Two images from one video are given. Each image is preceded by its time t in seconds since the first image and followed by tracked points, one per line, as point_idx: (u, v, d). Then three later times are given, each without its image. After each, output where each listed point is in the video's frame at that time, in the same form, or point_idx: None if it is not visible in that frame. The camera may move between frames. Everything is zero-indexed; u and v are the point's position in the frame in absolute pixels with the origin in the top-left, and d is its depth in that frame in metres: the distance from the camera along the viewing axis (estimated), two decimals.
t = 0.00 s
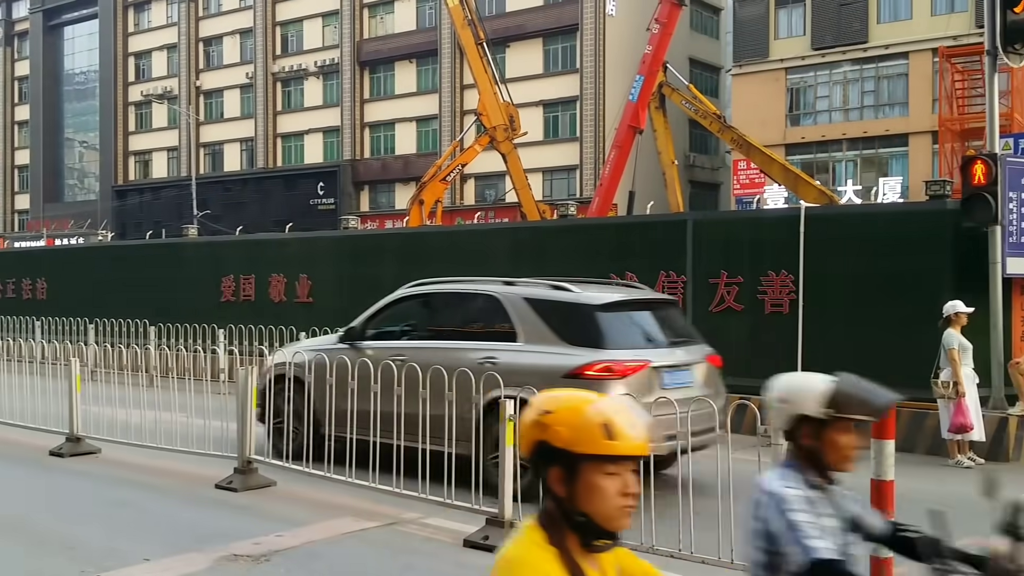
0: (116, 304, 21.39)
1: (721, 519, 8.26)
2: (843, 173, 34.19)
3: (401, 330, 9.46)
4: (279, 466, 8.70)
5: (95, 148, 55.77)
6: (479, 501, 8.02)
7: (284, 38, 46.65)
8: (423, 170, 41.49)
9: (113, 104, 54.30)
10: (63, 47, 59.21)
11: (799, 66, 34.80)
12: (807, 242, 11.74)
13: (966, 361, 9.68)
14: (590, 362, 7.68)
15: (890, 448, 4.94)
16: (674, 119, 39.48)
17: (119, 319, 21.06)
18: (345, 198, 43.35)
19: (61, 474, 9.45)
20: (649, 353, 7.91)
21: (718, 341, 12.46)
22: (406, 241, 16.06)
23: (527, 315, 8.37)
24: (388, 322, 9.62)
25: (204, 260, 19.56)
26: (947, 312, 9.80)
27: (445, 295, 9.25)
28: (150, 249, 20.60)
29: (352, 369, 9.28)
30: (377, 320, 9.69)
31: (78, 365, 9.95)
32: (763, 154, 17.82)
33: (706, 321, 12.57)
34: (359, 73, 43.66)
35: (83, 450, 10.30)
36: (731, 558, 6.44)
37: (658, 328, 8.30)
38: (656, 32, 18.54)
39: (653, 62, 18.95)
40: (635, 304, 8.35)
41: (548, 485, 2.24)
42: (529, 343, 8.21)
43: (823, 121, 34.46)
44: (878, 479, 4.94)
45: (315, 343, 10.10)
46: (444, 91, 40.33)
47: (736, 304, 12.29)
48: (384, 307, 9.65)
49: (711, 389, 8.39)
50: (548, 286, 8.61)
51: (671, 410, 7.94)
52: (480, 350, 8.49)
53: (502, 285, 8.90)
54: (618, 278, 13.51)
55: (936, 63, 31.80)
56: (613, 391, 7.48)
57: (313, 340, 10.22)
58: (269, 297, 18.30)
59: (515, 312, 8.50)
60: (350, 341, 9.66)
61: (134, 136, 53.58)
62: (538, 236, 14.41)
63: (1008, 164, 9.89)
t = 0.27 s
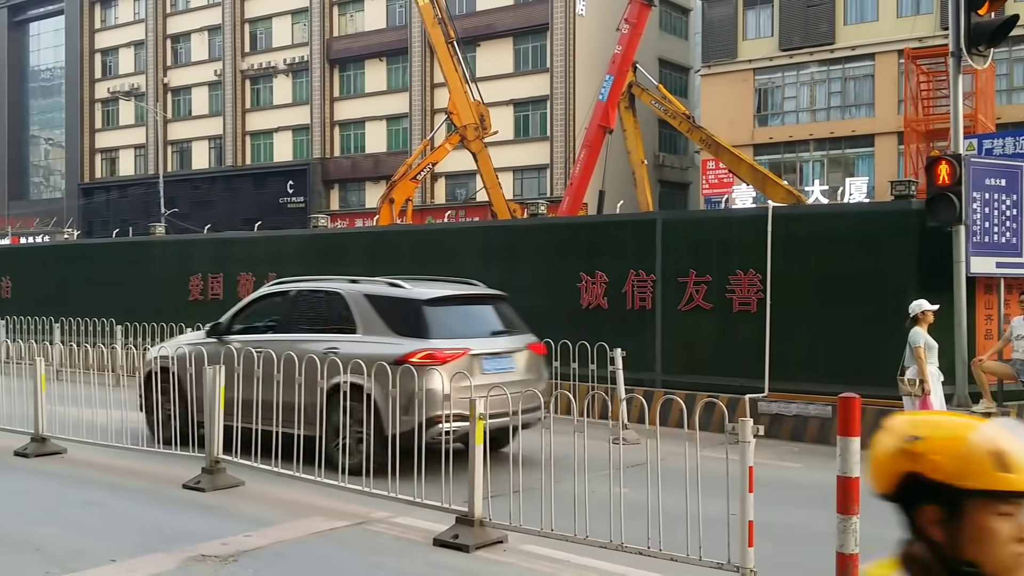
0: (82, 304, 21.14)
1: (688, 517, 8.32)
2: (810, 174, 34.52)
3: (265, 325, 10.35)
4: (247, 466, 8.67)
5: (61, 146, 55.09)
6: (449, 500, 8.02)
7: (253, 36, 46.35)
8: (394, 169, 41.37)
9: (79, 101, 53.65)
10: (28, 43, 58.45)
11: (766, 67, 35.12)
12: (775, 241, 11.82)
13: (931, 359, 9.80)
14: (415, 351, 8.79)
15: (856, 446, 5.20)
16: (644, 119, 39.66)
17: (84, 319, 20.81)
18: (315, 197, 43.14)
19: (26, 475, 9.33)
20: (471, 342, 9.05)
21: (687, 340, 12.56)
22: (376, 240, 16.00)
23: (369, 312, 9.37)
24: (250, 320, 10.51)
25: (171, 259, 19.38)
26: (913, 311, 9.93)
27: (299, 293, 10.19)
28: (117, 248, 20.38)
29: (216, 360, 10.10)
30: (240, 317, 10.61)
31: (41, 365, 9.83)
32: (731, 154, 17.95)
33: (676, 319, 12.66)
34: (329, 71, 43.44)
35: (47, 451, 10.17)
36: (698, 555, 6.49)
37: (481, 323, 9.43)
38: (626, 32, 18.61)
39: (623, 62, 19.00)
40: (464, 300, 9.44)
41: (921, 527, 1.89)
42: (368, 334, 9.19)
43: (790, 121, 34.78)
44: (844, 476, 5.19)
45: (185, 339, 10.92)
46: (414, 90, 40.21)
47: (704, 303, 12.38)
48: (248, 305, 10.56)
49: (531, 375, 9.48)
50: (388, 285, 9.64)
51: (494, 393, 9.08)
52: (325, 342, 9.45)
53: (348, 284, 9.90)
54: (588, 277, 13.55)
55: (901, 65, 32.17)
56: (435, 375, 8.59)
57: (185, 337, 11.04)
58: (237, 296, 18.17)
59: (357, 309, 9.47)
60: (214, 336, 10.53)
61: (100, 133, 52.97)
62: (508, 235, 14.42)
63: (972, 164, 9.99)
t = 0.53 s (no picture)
0: (52, 306, 20.93)
1: (662, 517, 8.38)
2: (781, 176, 34.84)
3: (146, 322, 11.11)
4: (221, 467, 8.65)
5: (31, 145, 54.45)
6: (424, 502, 8.04)
7: (225, 35, 46.06)
8: (368, 169, 41.24)
9: (49, 101, 53.05)
10: None
11: (739, 69, 35.37)
12: (747, 242, 11.91)
13: (901, 360, 9.92)
14: (268, 346, 9.66)
15: (827, 446, 5.24)
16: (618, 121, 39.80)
17: (54, 321, 20.61)
18: (289, 197, 42.94)
19: None
20: (323, 338, 9.95)
21: (660, 341, 12.62)
22: (349, 240, 15.97)
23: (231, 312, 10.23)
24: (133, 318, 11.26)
25: (143, 261, 19.25)
26: (885, 312, 10.05)
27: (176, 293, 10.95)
28: (87, 249, 20.21)
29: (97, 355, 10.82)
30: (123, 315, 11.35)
31: (12, 367, 9.71)
32: (704, 156, 18.07)
33: (649, 320, 12.72)
34: (303, 71, 43.23)
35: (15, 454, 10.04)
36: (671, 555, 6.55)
37: (336, 320, 10.35)
38: (600, 34, 18.68)
39: (597, 64, 19.06)
40: (318, 300, 10.36)
41: None
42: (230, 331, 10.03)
43: (762, 124, 35.06)
44: (816, 476, 5.24)
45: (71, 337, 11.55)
46: (389, 90, 40.14)
47: (677, 303, 12.45)
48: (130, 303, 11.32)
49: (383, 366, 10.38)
50: (250, 285, 10.50)
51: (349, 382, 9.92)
52: (191, 338, 10.28)
53: (215, 285, 10.74)
54: (561, 278, 13.59)
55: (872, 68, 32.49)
56: (286, 366, 9.44)
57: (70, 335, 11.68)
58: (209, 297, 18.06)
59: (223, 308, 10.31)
60: (97, 333, 11.24)
61: (71, 133, 52.40)
62: (481, 235, 14.44)
63: (941, 167, 10.12)
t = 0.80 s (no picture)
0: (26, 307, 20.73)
1: (641, 516, 8.42)
2: (758, 177, 35.05)
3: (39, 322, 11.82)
4: (198, 470, 8.59)
5: (5, 144, 53.88)
6: (403, 503, 8.03)
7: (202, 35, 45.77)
8: (346, 170, 41.12)
9: (23, 100, 52.52)
10: None
11: (716, 71, 35.54)
12: (724, 244, 11.98)
13: (877, 361, 9.99)
14: (141, 342, 10.42)
15: (804, 446, 5.28)
16: (596, 122, 39.90)
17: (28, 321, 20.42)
18: (266, 197, 42.75)
19: None
20: (195, 334, 10.74)
21: (638, 341, 12.67)
22: (328, 241, 15.93)
23: (113, 313, 10.92)
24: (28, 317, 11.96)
25: (119, 261, 19.10)
26: (861, 312, 10.12)
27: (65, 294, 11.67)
28: (61, 249, 20.02)
29: None
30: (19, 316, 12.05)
31: None
32: (682, 157, 18.14)
33: (627, 321, 12.76)
34: (280, 71, 43.04)
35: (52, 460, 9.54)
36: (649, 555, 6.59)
37: (210, 317, 11.15)
38: (577, 35, 18.71)
39: (575, 65, 19.09)
40: (193, 299, 11.15)
41: None
42: (111, 328, 10.79)
43: (739, 125, 35.24)
44: (793, 475, 5.27)
45: None
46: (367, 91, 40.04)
47: (655, 304, 12.49)
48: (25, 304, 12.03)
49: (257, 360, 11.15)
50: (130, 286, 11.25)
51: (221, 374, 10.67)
52: (74, 336, 11.02)
53: (98, 287, 11.49)
54: (540, 279, 13.60)
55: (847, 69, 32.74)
56: (159, 361, 10.24)
57: None
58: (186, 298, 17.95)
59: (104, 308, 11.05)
60: None
61: (46, 133, 51.90)
62: (460, 236, 14.43)
63: (916, 168, 10.20)
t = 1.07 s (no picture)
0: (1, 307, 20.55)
1: (620, 516, 8.47)
2: (736, 177, 35.24)
3: None
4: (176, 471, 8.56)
5: None
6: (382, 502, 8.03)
7: (180, 33, 45.49)
8: (324, 169, 41.01)
9: None
10: None
11: (695, 72, 35.68)
12: (703, 243, 12.04)
13: (853, 361, 10.06)
14: (24, 339, 11.17)
15: (781, 444, 5.32)
16: (575, 123, 39.97)
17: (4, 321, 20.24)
18: (245, 197, 42.55)
19: None
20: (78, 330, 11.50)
21: (617, 340, 12.70)
22: (307, 241, 15.89)
23: (3, 312, 11.68)
24: None
25: (95, 260, 18.97)
26: (838, 312, 10.17)
27: None
28: (37, 248, 19.86)
29: None
30: None
31: None
32: (661, 157, 18.20)
33: (607, 321, 12.79)
34: (258, 70, 42.85)
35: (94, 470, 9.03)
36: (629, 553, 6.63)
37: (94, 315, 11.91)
38: (557, 36, 18.75)
39: (554, 65, 19.12)
40: (78, 298, 11.91)
41: None
42: None
43: (717, 126, 35.38)
44: (770, 474, 5.30)
45: None
46: (346, 90, 39.94)
47: (635, 304, 12.53)
48: None
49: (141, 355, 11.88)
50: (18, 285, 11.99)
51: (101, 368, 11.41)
52: None
53: None
54: (519, 278, 13.61)
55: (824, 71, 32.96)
56: (40, 356, 11.02)
57: None
58: (163, 298, 17.85)
59: None
60: None
61: (21, 131, 51.43)
62: (439, 236, 14.42)
63: (892, 169, 10.29)
